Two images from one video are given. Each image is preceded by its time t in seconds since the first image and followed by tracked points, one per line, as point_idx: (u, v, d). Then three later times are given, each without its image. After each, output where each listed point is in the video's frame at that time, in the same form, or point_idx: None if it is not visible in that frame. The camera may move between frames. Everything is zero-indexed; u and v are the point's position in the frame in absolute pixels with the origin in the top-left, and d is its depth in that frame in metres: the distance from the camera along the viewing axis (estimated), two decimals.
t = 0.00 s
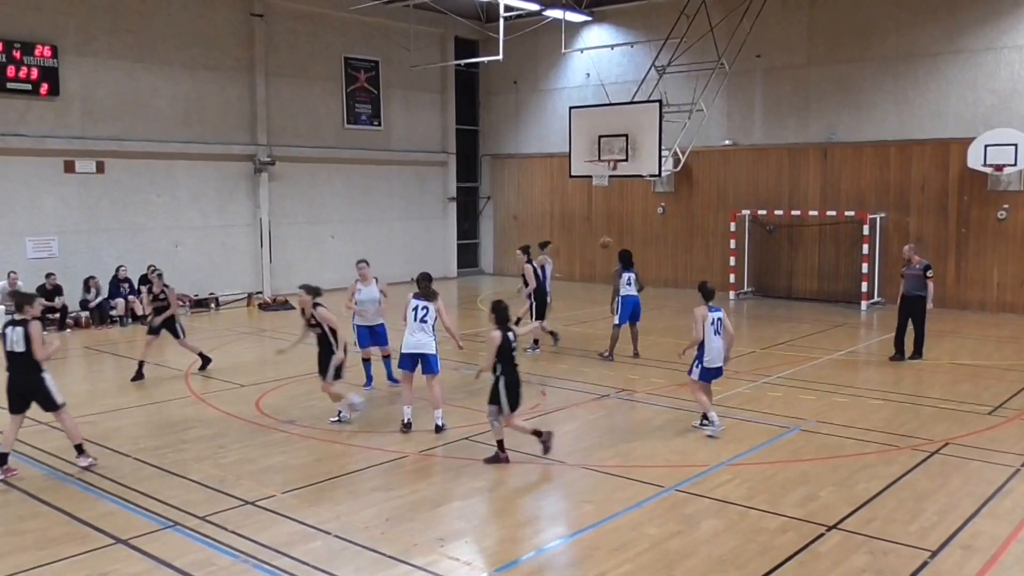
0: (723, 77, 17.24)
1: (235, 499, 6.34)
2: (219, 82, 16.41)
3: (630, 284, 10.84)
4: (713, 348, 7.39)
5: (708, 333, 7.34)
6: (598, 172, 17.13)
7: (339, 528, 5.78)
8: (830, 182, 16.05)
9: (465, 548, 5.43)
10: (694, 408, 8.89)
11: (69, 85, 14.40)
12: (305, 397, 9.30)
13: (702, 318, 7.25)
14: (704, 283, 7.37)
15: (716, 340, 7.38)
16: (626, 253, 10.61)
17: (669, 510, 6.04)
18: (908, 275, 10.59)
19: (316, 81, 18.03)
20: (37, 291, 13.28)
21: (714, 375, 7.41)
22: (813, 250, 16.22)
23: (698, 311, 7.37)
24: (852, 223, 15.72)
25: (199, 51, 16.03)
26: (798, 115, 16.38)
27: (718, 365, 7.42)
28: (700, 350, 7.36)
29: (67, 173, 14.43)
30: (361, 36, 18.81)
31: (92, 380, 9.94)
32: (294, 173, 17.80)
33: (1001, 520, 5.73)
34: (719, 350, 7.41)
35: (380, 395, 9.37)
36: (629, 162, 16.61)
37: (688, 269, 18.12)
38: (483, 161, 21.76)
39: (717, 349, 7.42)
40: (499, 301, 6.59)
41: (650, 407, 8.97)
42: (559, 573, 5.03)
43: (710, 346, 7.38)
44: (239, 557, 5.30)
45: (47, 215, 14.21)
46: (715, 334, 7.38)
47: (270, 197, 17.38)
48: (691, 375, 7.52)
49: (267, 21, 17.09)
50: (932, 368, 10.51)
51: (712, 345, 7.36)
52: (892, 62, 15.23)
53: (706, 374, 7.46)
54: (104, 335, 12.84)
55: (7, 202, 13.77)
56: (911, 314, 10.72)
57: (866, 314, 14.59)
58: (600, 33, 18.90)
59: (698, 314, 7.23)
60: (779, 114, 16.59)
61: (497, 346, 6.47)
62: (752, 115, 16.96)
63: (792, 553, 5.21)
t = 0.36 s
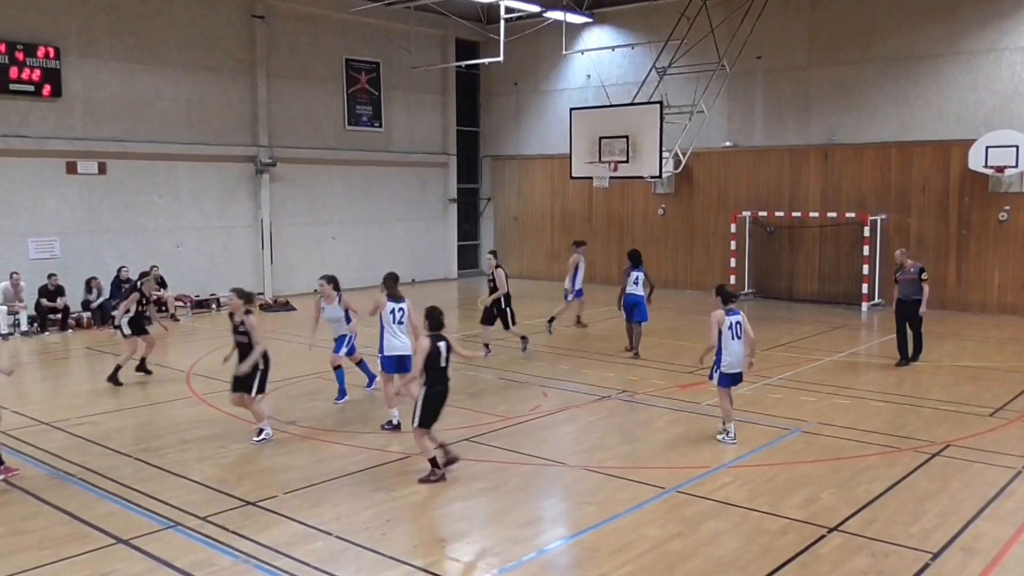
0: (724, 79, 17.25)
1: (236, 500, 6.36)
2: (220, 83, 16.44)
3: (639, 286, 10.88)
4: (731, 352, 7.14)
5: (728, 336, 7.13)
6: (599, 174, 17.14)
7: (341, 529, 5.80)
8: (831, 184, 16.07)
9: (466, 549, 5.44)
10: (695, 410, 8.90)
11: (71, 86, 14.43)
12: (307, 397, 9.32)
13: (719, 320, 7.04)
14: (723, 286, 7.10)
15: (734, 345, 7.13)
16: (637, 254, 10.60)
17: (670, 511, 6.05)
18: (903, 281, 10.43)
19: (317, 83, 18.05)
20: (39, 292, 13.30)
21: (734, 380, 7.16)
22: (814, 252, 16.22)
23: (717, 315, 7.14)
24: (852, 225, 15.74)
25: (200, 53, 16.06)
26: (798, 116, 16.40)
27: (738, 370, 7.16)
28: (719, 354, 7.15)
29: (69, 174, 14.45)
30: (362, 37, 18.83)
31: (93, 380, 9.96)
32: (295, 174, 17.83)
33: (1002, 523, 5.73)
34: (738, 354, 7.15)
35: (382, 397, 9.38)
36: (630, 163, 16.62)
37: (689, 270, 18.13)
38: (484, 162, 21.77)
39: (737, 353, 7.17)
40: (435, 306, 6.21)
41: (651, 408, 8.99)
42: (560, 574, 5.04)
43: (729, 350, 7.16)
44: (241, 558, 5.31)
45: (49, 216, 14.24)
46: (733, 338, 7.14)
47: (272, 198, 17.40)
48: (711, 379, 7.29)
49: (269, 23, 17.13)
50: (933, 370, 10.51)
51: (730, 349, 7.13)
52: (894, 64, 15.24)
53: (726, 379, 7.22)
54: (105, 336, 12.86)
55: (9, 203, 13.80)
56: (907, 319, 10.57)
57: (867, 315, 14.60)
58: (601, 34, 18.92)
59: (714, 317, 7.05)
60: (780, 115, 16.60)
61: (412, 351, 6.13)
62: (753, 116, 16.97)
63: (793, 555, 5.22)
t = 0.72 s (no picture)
0: (724, 80, 17.26)
1: (237, 500, 6.37)
2: (222, 84, 16.45)
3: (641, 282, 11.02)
4: (755, 360, 6.83)
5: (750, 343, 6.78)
6: (600, 175, 17.14)
7: (341, 530, 5.80)
8: (832, 186, 16.07)
9: (466, 550, 5.44)
10: (695, 412, 8.89)
11: (73, 87, 14.45)
12: (307, 399, 9.32)
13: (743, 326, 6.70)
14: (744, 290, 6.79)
15: (757, 351, 6.81)
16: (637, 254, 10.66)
17: (671, 513, 6.06)
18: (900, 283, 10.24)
19: (318, 84, 18.06)
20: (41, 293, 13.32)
21: (756, 389, 6.84)
22: (815, 254, 16.23)
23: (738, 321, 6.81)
24: (853, 226, 15.75)
25: (202, 54, 16.08)
26: (799, 118, 16.41)
27: (760, 378, 6.85)
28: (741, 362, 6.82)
29: (71, 176, 14.47)
30: (363, 39, 18.84)
31: (94, 380, 9.97)
32: (296, 176, 17.83)
33: (1005, 525, 5.73)
34: (762, 361, 6.84)
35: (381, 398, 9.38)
36: (631, 165, 16.62)
37: (690, 272, 18.13)
38: (484, 164, 21.78)
39: (759, 361, 6.86)
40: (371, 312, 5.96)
41: (651, 409, 9.00)
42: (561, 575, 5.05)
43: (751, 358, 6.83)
44: (241, 558, 5.32)
45: (50, 217, 14.26)
46: (756, 345, 6.82)
47: (272, 199, 17.40)
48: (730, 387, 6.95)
49: (270, 24, 17.15)
50: (934, 372, 10.51)
51: (752, 356, 6.81)
52: (894, 65, 15.26)
53: (748, 387, 6.91)
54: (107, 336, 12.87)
55: (11, 204, 13.80)
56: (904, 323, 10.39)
57: (868, 317, 14.60)
58: (601, 36, 18.94)
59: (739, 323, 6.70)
60: (781, 117, 16.61)
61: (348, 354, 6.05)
62: (754, 118, 16.99)
63: (794, 557, 5.22)
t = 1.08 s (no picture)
0: (726, 82, 17.26)
1: (239, 501, 6.38)
2: (224, 86, 16.48)
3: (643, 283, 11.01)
4: (778, 363, 6.66)
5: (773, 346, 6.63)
6: (601, 177, 17.17)
7: (343, 531, 5.81)
8: (833, 188, 16.08)
9: (468, 552, 5.45)
10: (697, 414, 8.89)
11: (75, 88, 14.47)
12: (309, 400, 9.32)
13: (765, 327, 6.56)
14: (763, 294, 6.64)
15: (781, 355, 6.65)
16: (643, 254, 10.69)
17: (672, 515, 6.06)
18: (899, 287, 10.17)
19: (319, 86, 18.08)
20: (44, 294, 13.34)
21: (781, 393, 6.64)
22: (816, 256, 16.22)
23: (760, 324, 6.69)
24: (855, 228, 15.74)
25: (204, 56, 16.11)
26: (800, 120, 16.41)
27: (785, 383, 6.66)
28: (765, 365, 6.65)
29: (73, 176, 14.49)
30: (365, 40, 18.86)
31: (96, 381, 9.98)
32: (298, 177, 17.84)
33: (1007, 528, 5.73)
34: (785, 366, 6.68)
35: (382, 399, 9.39)
36: (632, 166, 16.63)
37: (691, 274, 18.13)
38: (486, 166, 21.79)
39: (783, 365, 6.68)
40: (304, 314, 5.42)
41: (653, 411, 9.00)
42: None
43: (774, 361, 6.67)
44: (243, 560, 5.32)
45: (53, 218, 14.28)
46: (779, 349, 6.67)
47: (274, 200, 17.42)
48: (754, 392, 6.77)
49: (272, 26, 17.17)
50: (936, 375, 10.50)
51: (776, 359, 6.64)
52: (895, 67, 15.27)
53: (771, 393, 6.72)
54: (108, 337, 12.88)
55: (12, 205, 13.82)
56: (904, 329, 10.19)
57: (869, 319, 14.59)
58: (603, 38, 18.96)
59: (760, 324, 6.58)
60: (782, 118, 16.62)
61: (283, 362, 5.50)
62: (755, 120, 16.99)
63: (796, 560, 5.22)
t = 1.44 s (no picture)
0: (730, 84, 17.27)
1: (243, 501, 6.40)
2: (229, 87, 16.50)
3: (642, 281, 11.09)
4: (798, 370, 6.52)
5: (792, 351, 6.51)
6: (605, 178, 17.18)
7: (347, 531, 5.82)
8: (837, 189, 16.06)
9: (472, 552, 5.45)
10: (701, 415, 8.90)
11: (81, 89, 14.50)
12: (313, 400, 9.34)
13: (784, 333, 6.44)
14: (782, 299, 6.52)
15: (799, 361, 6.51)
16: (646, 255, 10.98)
17: (676, 516, 6.07)
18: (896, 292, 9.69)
19: (324, 87, 18.10)
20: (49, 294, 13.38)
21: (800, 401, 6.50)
22: (820, 257, 16.20)
23: (778, 329, 6.55)
24: (859, 230, 15.70)
25: (209, 57, 16.14)
26: (805, 122, 16.40)
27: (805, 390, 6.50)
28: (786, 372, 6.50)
29: (79, 177, 14.53)
30: (369, 42, 18.88)
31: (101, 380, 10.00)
32: (302, 178, 17.86)
33: (1012, 531, 5.72)
34: (805, 372, 6.53)
35: (386, 399, 9.41)
36: (636, 168, 16.63)
37: (695, 275, 18.12)
38: (490, 167, 21.81)
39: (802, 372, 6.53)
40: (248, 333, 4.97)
41: (657, 413, 9.00)
42: None
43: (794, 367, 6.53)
44: (247, 559, 5.34)
45: (59, 219, 14.32)
46: (798, 355, 6.52)
47: (279, 201, 17.44)
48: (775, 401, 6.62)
49: (278, 27, 17.20)
50: (941, 377, 10.48)
51: (795, 366, 6.49)
52: (900, 69, 15.26)
53: (792, 400, 6.57)
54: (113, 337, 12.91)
55: (18, 205, 13.87)
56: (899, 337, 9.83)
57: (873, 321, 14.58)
58: (607, 39, 18.97)
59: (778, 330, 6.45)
60: (786, 120, 16.61)
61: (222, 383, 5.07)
62: (759, 122, 16.98)
63: (800, 561, 5.22)
